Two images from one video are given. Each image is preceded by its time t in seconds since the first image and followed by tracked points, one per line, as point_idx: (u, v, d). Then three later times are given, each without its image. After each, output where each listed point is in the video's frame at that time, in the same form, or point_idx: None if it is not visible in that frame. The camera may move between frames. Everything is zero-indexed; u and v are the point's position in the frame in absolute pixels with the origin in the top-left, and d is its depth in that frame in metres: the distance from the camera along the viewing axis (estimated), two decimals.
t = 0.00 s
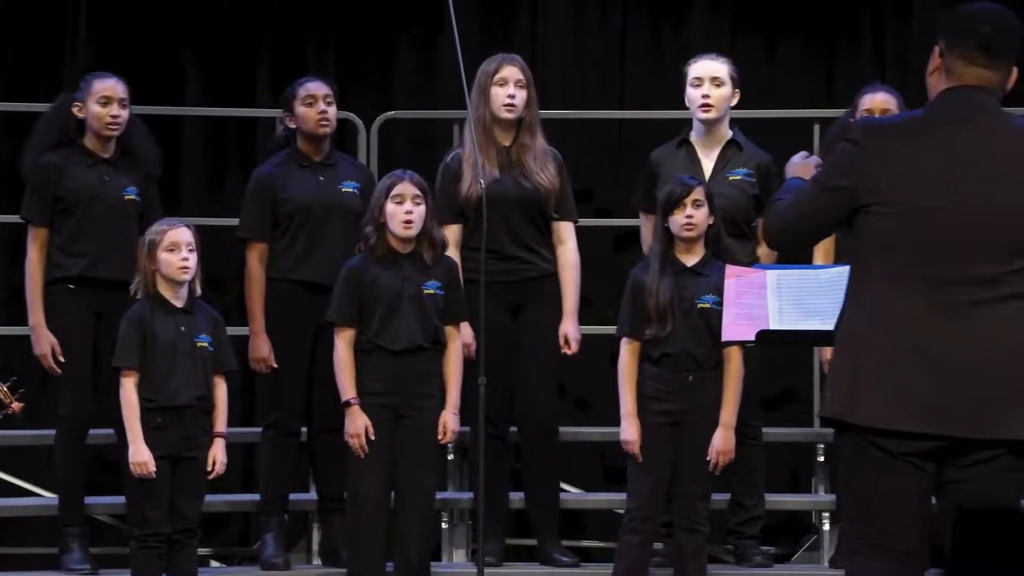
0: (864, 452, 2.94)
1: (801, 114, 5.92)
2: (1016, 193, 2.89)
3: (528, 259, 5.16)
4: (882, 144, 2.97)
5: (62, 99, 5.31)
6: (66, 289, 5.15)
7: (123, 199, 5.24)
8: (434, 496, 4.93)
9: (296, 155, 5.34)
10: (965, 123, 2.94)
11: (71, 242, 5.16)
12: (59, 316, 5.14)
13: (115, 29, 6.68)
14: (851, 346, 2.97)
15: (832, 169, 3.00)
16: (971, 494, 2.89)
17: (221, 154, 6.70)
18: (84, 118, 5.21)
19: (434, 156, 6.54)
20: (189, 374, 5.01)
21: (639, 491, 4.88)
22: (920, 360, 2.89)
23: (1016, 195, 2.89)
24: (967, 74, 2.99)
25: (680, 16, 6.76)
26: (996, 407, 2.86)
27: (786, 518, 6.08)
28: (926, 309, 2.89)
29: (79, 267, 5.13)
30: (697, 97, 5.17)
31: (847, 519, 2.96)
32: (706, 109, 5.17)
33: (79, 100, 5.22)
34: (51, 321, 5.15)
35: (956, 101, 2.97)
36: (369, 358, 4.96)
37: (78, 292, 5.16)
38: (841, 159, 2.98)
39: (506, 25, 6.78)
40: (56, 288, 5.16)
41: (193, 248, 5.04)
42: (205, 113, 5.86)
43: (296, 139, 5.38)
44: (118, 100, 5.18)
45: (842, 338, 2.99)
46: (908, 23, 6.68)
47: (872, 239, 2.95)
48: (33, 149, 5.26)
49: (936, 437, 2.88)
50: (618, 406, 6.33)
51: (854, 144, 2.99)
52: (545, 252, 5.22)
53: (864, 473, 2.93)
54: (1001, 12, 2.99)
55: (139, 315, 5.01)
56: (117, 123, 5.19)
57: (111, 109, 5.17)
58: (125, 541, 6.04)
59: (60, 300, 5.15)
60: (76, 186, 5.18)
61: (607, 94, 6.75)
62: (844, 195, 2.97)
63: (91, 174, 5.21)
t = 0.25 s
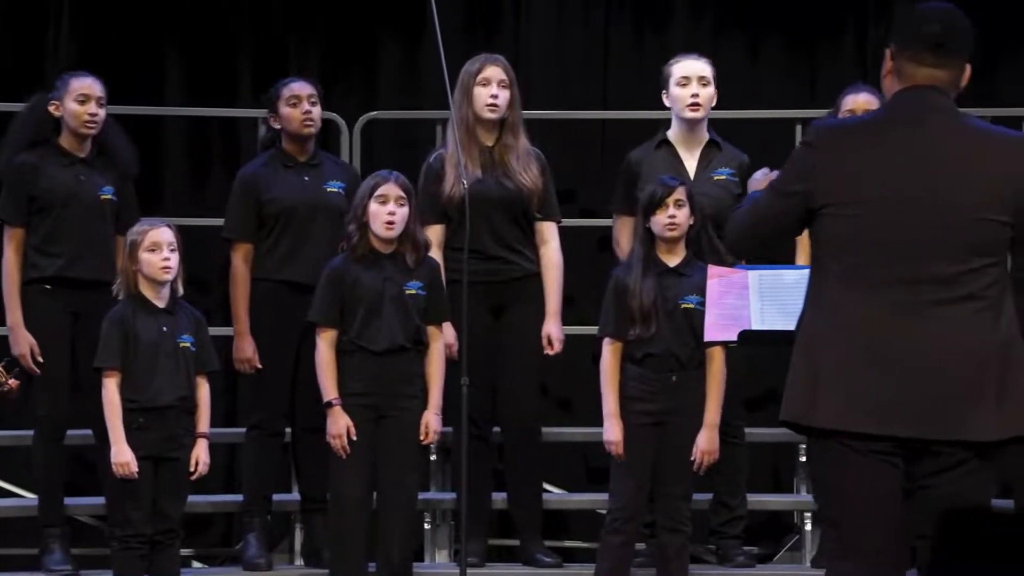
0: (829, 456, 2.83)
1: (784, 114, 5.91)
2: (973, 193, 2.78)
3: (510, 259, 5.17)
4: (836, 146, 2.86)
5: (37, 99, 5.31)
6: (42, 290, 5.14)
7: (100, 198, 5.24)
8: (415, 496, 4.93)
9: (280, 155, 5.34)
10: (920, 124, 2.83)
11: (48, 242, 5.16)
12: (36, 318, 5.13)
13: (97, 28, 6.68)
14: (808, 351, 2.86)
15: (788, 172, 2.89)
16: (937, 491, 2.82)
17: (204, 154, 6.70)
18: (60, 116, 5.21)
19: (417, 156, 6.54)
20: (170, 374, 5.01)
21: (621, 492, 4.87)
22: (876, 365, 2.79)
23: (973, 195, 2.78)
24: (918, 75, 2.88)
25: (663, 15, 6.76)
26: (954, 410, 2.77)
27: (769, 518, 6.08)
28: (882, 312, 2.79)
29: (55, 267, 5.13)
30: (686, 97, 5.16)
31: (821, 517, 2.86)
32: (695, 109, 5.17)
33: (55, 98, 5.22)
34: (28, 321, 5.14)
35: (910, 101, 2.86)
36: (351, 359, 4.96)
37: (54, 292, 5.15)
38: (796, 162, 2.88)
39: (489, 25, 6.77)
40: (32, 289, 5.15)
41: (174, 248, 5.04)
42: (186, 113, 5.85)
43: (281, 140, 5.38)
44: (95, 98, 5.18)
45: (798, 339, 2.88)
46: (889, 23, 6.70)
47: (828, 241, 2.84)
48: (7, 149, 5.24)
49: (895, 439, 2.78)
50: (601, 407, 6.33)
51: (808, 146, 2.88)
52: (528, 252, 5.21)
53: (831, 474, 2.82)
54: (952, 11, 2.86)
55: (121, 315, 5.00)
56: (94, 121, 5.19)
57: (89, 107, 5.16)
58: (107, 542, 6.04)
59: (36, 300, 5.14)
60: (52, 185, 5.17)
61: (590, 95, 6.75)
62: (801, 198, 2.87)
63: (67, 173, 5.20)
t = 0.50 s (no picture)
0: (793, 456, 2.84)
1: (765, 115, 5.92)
2: (931, 194, 2.80)
3: (494, 260, 5.17)
4: (792, 150, 2.86)
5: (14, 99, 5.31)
6: (21, 291, 5.13)
7: (79, 199, 5.25)
8: (399, 497, 4.93)
9: (265, 156, 5.35)
10: (876, 125, 2.84)
11: (26, 242, 5.16)
12: (15, 319, 5.12)
13: (79, 28, 6.67)
14: (768, 352, 2.87)
15: (745, 177, 2.89)
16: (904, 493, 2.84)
17: (187, 155, 6.69)
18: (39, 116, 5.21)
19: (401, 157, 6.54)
20: (153, 374, 5.00)
21: (603, 492, 4.88)
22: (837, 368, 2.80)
23: (931, 197, 2.80)
24: (872, 76, 2.88)
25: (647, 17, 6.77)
26: (916, 412, 2.78)
27: (751, 519, 6.09)
28: (843, 315, 2.80)
29: (33, 267, 5.13)
30: (677, 99, 5.16)
31: (791, 519, 2.87)
32: (685, 111, 5.18)
33: (34, 98, 5.21)
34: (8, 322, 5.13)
35: (865, 103, 2.86)
36: (334, 359, 4.96)
37: (33, 293, 5.14)
38: (752, 165, 2.88)
39: (471, 26, 6.78)
40: (11, 289, 5.14)
41: (157, 248, 5.04)
42: (169, 114, 5.85)
43: (267, 140, 5.39)
44: (74, 97, 5.18)
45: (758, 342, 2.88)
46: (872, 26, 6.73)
47: (786, 245, 2.85)
48: None
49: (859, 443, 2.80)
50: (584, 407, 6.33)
51: (764, 149, 2.89)
52: (512, 252, 5.21)
53: (798, 478, 2.83)
54: (904, 11, 2.86)
55: (104, 316, 5.00)
56: (72, 120, 5.19)
57: (67, 106, 5.16)
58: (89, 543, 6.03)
59: (15, 301, 5.13)
60: (30, 186, 5.18)
61: (573, 96, 6.75)
62: (757, 201, 2.87)
63: (46, 174, 5.21)
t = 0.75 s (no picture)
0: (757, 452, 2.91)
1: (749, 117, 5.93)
2: (889, 191, 2.87)
3: (480, 261, 5.16)
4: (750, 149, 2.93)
5: None
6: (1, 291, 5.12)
7: (59, 199, 5.24)
8: (383, 498, 4.93)
9: (253, 157, 5.34)
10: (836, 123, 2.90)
11: (6, 242, 5.15)
12: None
13: (63, 29, 6.67)
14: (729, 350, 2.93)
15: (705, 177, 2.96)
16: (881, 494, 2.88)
17: (172, 156, 6.69)
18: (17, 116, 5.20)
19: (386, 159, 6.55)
20: (136, 375, 4.99)
21: (583, 492, 4.88)
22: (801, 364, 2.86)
23: (892, 192, 2.87)
24: (831, 75, 2.95)
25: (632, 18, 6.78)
26: (882, 405, 2.84)
27: (736, 520, 6.09)
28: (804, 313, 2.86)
29: (13, 269, 5.12)
30: (667, 100, 5.17)
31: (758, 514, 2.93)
32: (675, 111, 5.18)
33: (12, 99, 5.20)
34: None
35: (823, 101, 2.93)
36: (318, 360, 4.96)
37: (13, 293, 5.13)
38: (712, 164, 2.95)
39: (457, 27, 6.78)
40: None
41: (141, 250, 5.03)
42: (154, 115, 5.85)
43: (254, 141, 5.38)
44: (53, 97, 5.17)
45: (717, 340, 2.94)
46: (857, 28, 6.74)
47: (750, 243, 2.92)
48: None
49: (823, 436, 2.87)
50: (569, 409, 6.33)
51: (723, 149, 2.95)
52: (497, 253, 5.21)
53: (766, 473, 2.90)
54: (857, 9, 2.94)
55: (87, 317, 5.00)
56: (51, 120, 5.18)
57: (46, 106, 5.16)
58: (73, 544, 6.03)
59: None
60: (10, 186, 5.16)
61: (558, 97, 6.76)
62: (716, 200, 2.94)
63: (26, 175, 5.19)
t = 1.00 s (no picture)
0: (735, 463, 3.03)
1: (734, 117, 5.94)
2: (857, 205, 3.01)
3: (465, 262, 5.16)
4: (722, 168, 3.05)
5: None
6: None
7: (41, 199, 5.23)
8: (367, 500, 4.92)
9: (240, 159, 5.34)
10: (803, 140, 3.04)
11: None
12: None
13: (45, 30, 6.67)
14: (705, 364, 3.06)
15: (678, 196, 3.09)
16: (855, 502, 3.02)
17: (155, 156, 6.68)
18: None
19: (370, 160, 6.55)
20: (121, 376, 4.99)
21: (564, 494, 4.89)
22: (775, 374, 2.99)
23: (860, 205, 3.01)
24: (792, 88, 3.08)
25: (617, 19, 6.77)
26: (856, 411, 2.97)
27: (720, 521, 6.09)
28: (778, 324, 2.99)
29: None
30: (655, 101, 5.15)
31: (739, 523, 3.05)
32: (664, 113, 5.15)
33: None
34: None
35: (790, 118, 3.06)
36: (302, 362, 4.96)
37: None
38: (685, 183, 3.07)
39: (441, 29, 6.79)
40: None
41: (126, 251, 5.02)
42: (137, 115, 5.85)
43: (240, 143, 5.37)
44: (33, 99, 5.17)
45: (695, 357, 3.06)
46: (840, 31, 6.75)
47: (724, 259, 3.04)
48: None
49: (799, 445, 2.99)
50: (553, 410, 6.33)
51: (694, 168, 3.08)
52: (483, 254, 5.20)
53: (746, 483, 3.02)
54: (815, 24, 3.08)
55: (72, 318, 4.99)
56: (32, 122, 5.18)
57: (27, 108, 5.15)
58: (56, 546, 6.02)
59: None
60: None
61: (542, 99, 6.76)
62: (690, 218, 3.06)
63: (8, 176, 5.19)
